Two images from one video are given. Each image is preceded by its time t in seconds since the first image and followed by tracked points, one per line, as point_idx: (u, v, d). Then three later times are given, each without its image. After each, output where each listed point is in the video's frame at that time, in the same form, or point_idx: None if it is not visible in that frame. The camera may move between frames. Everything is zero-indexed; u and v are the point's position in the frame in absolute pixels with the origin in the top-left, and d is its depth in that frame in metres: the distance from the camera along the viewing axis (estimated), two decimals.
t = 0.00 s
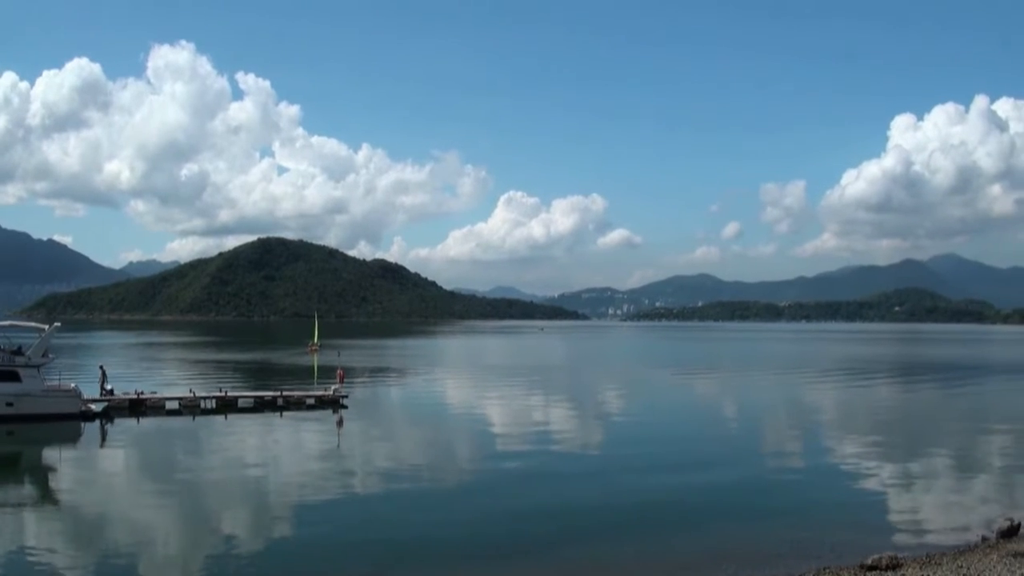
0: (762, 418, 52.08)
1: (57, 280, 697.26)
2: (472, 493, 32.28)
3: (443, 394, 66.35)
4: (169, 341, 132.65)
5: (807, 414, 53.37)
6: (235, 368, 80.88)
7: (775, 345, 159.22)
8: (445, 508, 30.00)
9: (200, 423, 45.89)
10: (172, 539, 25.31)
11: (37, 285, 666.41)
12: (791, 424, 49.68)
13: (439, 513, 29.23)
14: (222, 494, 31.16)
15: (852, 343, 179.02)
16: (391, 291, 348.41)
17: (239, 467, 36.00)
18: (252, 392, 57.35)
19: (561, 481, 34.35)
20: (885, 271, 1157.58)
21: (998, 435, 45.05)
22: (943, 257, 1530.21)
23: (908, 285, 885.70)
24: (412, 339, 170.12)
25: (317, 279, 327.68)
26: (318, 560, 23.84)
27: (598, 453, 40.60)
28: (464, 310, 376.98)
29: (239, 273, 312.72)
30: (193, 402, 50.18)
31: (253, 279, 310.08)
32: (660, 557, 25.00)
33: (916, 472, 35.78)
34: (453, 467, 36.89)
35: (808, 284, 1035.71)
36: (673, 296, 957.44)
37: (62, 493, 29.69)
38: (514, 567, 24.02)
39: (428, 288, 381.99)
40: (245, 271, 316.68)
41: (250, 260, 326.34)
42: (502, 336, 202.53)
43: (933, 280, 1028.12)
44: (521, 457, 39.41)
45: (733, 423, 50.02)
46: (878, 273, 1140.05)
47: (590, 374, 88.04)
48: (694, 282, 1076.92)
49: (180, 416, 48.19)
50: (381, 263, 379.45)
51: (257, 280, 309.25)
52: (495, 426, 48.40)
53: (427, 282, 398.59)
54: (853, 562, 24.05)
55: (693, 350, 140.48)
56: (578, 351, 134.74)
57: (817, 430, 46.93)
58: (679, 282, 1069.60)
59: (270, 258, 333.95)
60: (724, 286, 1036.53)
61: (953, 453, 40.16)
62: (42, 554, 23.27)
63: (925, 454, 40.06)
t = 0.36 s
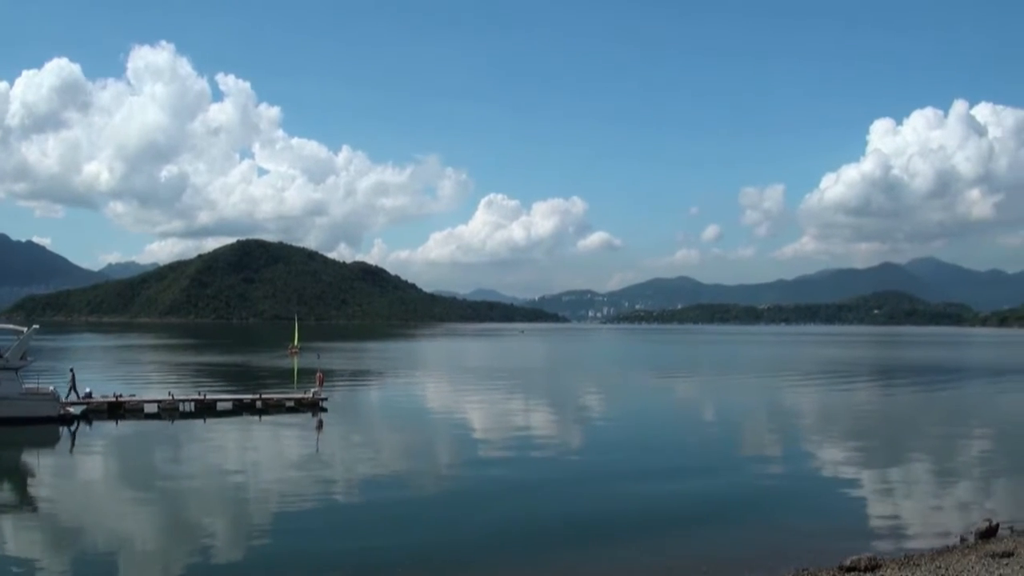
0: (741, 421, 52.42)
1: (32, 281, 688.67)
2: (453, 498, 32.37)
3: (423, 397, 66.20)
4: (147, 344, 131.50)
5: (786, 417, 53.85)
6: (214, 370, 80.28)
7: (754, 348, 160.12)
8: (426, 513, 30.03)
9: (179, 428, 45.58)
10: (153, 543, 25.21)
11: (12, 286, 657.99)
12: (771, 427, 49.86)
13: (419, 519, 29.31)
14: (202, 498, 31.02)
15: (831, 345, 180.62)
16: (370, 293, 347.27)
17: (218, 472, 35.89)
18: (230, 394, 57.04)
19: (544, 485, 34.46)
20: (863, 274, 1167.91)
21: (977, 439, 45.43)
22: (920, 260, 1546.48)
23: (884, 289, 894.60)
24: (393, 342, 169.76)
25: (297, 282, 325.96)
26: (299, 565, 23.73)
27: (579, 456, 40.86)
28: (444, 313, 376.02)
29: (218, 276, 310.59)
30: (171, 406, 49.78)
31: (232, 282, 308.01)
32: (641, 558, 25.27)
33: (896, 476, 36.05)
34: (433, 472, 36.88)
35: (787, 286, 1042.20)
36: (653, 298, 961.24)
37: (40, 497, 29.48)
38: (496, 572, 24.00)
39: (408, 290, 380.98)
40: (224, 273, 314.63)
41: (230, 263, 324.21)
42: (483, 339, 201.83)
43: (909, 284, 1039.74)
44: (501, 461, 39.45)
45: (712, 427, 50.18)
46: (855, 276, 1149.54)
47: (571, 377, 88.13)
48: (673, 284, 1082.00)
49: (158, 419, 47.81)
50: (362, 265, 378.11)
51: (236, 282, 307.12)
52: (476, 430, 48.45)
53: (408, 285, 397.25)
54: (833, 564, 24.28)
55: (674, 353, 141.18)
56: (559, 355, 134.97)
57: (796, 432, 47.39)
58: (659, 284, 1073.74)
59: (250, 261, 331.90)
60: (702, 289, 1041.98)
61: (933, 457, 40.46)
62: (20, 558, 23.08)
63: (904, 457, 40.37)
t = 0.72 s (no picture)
0: (719, 423, 52.75)
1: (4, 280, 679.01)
2: (433, 499, 32.36)
3: (402, 399, 66.03)
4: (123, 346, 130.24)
5: (764, 418, 54.27)
6: (191, 372, 79.65)
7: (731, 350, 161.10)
8: (406, 514, 30.00)
9: (156, 430, 45.25)
10: (132, 545, 25.09)
11: None
12: (747, 429, 50.20)
13: (399, 520, 29.27)
14: (181, 499, 30.91)
15: (808, 347, 182.06)
16: (349, 295, 345.87)
17: (196, 473, 35.74)
18: (207, 396, 56.68)
19: (523, 487, 34.51)
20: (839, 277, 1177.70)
21: (955, 441, 45.88)
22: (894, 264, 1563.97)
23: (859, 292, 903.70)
24: (371, 343, 169.11)
25: (275, 283, 324.01)
26: (278, 568, 23.66)
27: (558, 458, 40.93)
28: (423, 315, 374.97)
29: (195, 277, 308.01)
30: (148, 408, 49.44)
31: (209, 283, 305.57)
32: (620, 559, 25.48)
33: (875, 478, 36.42)
34: (412, 473, 36.82)
35: (763, 288, 1050.55)
36: (631, 301, 964.56)
37: (17, 501, 29.25)
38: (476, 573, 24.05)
39: (386, 292, 379.85)
40: (201, 274, 312.10)
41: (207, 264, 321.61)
42: (461, 341, 201.32)
43: (883, 287, 1050.93)
44: (481, 462, 39.43)
45: (691, 429, 50.37)
46: (831, 279, 1160.25)
47: (550, 379, 88.22)
48: (651, 287, 1086.41)
49: (135, 422, 47.48)
50: (340, 267, 376.44)
51: (213, 284, 304.71)
52: (455, 432, 48.36)
53: (386, 286, 395.72)
54: (810, 565, 24.59)
55: (653, 355, 141.87)
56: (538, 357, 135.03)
57: (773, 434, 47.83)
58: (636, 286, 1077.84)
59: (227, 262, 329.42)
60: (680, 291, 1047.23)
61: (910, 458, 40.87)
62: None
63: (879, 458, 40.84)
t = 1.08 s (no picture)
0: (697, 423, 53.24)
1: None
2: (410, 502, 32.42)
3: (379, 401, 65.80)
4: (99, 348, 128.75)
5: (741, 419, 54.77)
6: (166, 374, 79.00)
7: (707, 351, 162.10)
8: (382, 518, 30.06)
9: (132, 434, 44.90)
10: (107, 550, 24.99)
11: None
12: (724, 430, 50.72)
13: (375, 523, 29.32)
14: (157, 504, 30.79)
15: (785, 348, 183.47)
16: (326, 296, 344.28)
17: (172, 477, 35.56)
18: (183, 399, 56.30)
19: (500, 490, 34.68)
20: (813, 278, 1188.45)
21: (930, 441, 46.56)
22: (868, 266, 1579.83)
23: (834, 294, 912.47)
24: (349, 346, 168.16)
25: (252, 285, 321.92)
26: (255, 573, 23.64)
27: (537, 460, 41.17)
28: (400, 317, 373.74)
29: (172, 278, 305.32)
30: (124, 410, 49.14)
31: (186, 284, 303.00)
32: (596, 560, 25.72)
33: (852, 479, 36.91)
34: (390, 477, 36.79)
35: (740, 289, 1057.78)
36: (608, 303, 967.51)
37: None
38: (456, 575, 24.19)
39: (364, 293, 378.60)
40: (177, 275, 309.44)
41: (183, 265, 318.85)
42: (439, 343, 200.67)
43: (858, 288, 1062.00)
44: (457, 465, 39.42)
45: (669, 430, 50.85)
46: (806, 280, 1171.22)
47: (527, 380, 88.42)
48: (628, 288, 1090.96)
49: (110, 424, 47.18)
50: (317, 269, 374.53)
51: (190, 285, 302.16)
52: (433, 434, 48.30)
53: (363, 288, 394.15)
54: (785, 565, 24.90)
55: (630, 356, 142.52)
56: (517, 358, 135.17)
57: (750, 434, 48.35)
58: (614, 288, 1081.77)
59: (203, 263, 326.86)
60: (658, 292, 1051.56)
61: (885, 459, 41.47)
62: None
63: (853, 459, 41.36)
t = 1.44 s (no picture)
0: (673, 424, 53.73)
1: None
2: (389, 504, 32.59)
3: (355, 403, 65.70)
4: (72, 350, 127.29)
5: (717, 420, 55.31)
6: (142, 376, 78.31)
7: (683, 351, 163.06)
8: (362, 520, 30.19)
9: (107, 437, 44.58)
10: (85, 556, 24.89)
11: None
12: (702, 430, 51.21)
13: (355, 525, 29.44)
14: (136, 509, 30.64)
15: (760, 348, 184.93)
16: (302, 297, 342.38)
17: (150, 482, 35.38)
18: (159, 402, 55.88)
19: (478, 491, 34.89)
20: (788, 278, 1198.36)
21: (904, 441, 47.30)
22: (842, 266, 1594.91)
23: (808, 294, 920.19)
24: (326, 347, 167.34)
25: (228, 286, 319.59)
26: None
27: (514, 461, 41.49)
28: (377, 317, 372.55)
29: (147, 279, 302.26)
30: (100, 413, 48.76)
31: (161, 285, 300.14)
32: (576, 560, 26.00)
33: (828, 479, 37.41)
34: (368, 479, 36.86)
35: (716, 289, 1064.10)
36: (585, 303, 969.52)
37: None
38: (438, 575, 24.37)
39: (340, 294, 376.91)
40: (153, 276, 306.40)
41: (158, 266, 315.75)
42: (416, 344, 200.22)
43: (832, 288, 1072.36)
44: (435, 467, 39.50)
45: (645, 430, 51.32)
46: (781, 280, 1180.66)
47: (503, 382, 88.57)
48: (605, 288, 1094.58)
49: (86, 427, 46.83)
50: (293, 270, 372.36)
51: (165, 286, 299.35)
52: (410, 436, 48.33)
53: (340, 289, 392.44)
54: (763, 563, 25.28)
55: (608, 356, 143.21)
56: (494, 359, 135.36)
57: (725, 435, 48.88)
58: (591, 288, 1084.60)
59: (179, 264, 323.94)
60: (634, 293, 1055.79)
61: (861, 458, 42.11)
62: None
63: (829, 459, 41.87)
